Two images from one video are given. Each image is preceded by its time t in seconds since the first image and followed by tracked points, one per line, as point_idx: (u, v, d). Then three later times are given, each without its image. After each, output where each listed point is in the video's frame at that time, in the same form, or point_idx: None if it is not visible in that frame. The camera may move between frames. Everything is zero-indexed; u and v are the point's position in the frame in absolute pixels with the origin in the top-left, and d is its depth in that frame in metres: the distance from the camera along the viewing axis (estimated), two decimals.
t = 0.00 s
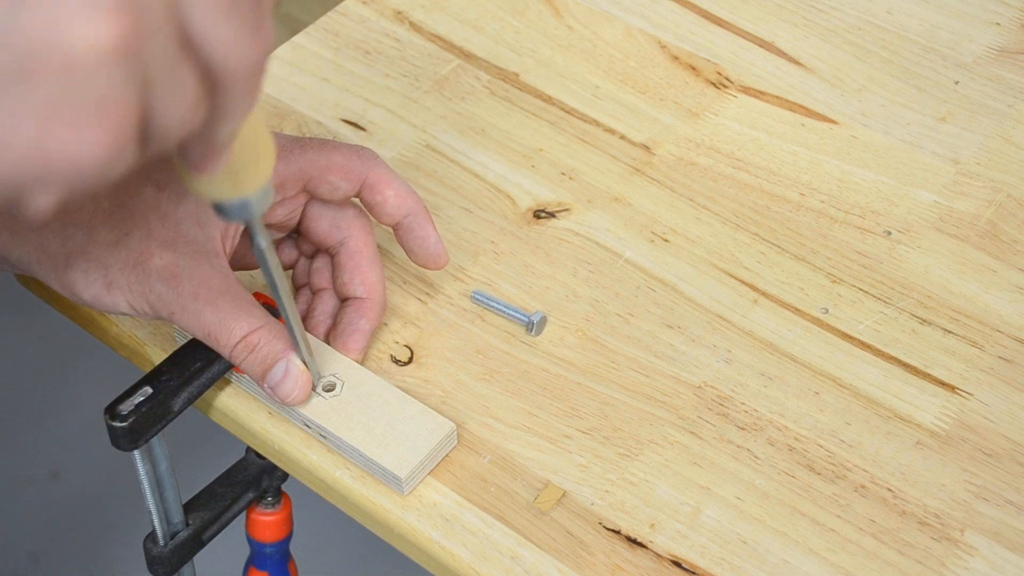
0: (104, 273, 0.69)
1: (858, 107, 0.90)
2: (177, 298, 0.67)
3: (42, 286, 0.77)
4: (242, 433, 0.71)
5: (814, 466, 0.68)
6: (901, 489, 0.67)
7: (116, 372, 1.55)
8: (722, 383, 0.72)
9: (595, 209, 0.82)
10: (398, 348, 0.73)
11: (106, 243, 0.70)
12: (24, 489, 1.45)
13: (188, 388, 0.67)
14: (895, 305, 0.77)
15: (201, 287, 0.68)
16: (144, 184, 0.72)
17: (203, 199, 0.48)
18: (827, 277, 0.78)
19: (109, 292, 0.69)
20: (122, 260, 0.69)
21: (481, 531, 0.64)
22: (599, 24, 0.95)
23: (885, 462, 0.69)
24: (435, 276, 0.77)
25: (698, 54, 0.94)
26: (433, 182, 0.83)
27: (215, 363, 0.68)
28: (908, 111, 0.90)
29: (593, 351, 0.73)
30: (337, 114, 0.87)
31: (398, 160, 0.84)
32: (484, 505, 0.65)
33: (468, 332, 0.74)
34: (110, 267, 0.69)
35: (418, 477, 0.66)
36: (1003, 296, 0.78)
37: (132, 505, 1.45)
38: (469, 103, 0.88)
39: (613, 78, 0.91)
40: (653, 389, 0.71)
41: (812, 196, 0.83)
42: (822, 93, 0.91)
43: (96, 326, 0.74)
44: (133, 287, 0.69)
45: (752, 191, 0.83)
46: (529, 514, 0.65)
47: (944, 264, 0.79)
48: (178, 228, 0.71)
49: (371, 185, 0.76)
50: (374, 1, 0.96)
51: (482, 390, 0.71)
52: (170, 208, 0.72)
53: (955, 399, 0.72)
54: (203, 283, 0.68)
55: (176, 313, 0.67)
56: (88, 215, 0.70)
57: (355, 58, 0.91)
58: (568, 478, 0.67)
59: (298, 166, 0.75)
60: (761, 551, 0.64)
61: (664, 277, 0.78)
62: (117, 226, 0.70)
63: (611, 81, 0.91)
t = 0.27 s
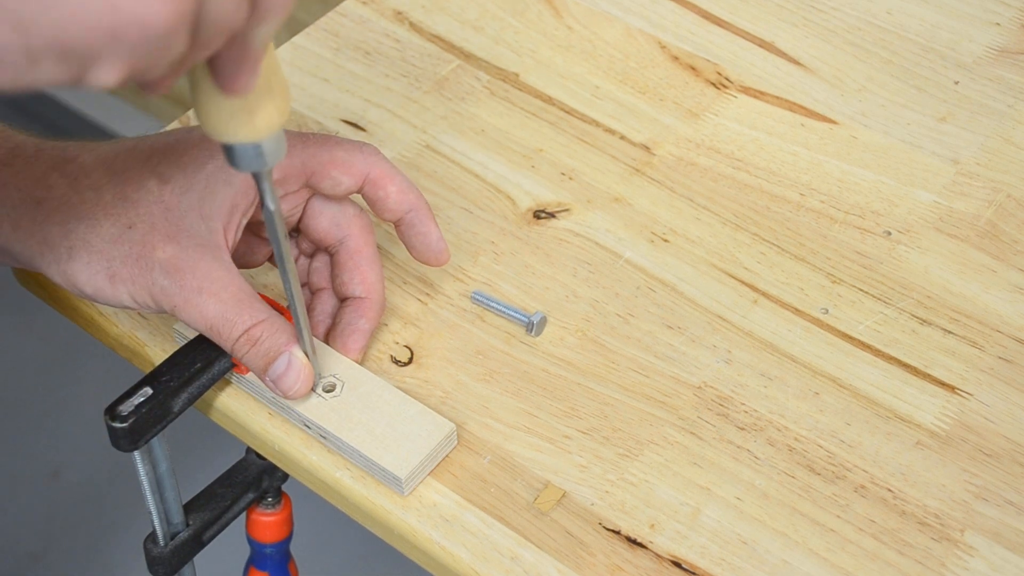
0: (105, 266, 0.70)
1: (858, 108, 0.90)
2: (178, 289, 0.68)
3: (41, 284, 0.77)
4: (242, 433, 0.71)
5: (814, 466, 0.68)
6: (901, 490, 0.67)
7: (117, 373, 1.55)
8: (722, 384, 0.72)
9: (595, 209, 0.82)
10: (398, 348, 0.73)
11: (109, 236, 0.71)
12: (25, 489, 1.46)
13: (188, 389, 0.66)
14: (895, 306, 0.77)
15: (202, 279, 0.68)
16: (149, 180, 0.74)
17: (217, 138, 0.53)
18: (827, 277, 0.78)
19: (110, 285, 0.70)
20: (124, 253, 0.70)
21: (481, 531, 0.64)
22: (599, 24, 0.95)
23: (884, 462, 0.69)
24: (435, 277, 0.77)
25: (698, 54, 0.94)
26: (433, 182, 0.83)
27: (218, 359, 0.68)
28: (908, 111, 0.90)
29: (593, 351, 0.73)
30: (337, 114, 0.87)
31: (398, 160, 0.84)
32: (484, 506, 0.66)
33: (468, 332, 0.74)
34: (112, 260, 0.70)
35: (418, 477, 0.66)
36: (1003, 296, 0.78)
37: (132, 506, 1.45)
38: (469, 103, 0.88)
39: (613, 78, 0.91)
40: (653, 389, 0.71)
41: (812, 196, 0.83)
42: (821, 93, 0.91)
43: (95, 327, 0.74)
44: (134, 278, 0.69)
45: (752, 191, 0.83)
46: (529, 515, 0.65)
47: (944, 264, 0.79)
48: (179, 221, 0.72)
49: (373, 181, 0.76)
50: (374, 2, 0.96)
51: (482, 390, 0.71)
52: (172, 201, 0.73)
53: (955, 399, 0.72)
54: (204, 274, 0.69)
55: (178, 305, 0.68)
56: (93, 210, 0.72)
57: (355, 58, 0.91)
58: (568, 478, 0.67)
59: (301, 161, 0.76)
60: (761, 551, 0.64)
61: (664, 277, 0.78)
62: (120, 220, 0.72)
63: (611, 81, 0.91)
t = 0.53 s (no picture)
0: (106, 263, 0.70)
1: (858, 108, 0.90)
2: (179, 287, 0.68)
3: (41, 284, 0.77)
4: (242, 433, 0.71)
5: (814, 466, 0.68)
6: (901, 489, 0.67)
7: (117, 373, 1.55)
8: (722, 383, 0.72)
9: (595, 209, 0.82)
10: (398, 348, 0.73)
11: (110, 233, 0.71)
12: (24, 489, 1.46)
13: (187, 389, 0.66)
14: (895, 306, 0.77)
15: (203, 276, 0.68)
16: (150, 177, 0.74)
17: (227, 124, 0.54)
18: (826, 277, 0.78)
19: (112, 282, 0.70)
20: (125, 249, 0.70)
21: (481, 531, 0.64)
22: (599, 24, 0.96)
23: (885, 462, 0.69)
24: (435, 277, 0.77)
25: (698, 54, 0.94)
26: (433, 182, 0.83)
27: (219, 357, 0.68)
28: (908, 111, 0.90)
29: (593, 351, 0.73)
30: (337, 114, 0.87)
31: (398, 160, 0.84)
32: (484, 506, 0.66)
33: (468, 332, 0.74)
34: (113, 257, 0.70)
35: (418, 477, 0.66)
36: (1003, 296, 0.78)
37: (132, 506, 1.45)
38: (469, 103, 0.88)
39: (613, 78, 0.91)
40: (653, 389, 0.71)
41: (812, 196, 0.83)
42: (821, 93, 0.91)
43: (95, 327, 0.74)
44: (135, 276, 0.69)
45: (752, 191, 0.83)
46: (529, 515, 0.65)
47: (944, 264, 0.79)
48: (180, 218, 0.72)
49: (375, 179, 0.76)
50: (374, 2, 0.96)
51: (482, 390, 0.71)
52: (174, 198, 0.73)
53: (955, 399, 0.72)
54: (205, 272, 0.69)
55: (179, 302, 0.68)
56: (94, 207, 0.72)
57: (355, 58, 0.91)
58: (568, 478, 0.67)
59: (304, 159, 0.76)
60: (761, 551, 0.64)
61: (664, 277, 0.78)
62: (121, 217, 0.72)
63: (611, 81, 0.91)
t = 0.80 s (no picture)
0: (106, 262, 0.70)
1: (858, 108, 0.90)
2: (179, 286, 0.68)
3: (41, 284, 0.77)
4: (242, 433, 0.71)
5: (814, 465, 0.68)
6: (901, 489, 0.67)
7: (117, 373, 1.55)
8: (722, 383, 0.72)
9: (595, 209, 0.82)
10: (398, 348, 0.73)
11: (111, 232, 0.71)
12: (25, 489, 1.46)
13: (187, 389, 0.66)
14: (895, 305, 0.77)
15: (203, 276, 0.69)
16: (150, 176, 0.74)
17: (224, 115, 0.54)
18: (826, 277, 0.78)
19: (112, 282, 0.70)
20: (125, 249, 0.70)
21: (481, 531, 0.64)
22: (599, 24, 0.96)
23: (884, 461, 0.69)
24: (435, 277, 0.77)
25: (698, 54, 0.94)
26: (433, 182, 0.83)
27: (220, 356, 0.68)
28: (908, 111, 0.90)
29: (593, 351, 0.73)
30: (337, 114, 0.87)
31: (398, 160, 0.84)
32: (484, 505, 0.65)
33: (468, 332, 0.74)
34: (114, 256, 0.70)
35: (418, 477, 0.66)
36: (1003, 296, 0.78)
37: (132, 506, 1.45)
38: (469, 103, 0.88)
39: (613, 78, 0.91)
40: (653, 389, 0.71)
41: (812, 196, 0.83)
42: (821, 93, 0.91)
43: (95, 327, 0.74)
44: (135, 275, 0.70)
45: (752, 191, 0.83)
46: (529, 514, 0.65)
47: (944, 264, 0.79)
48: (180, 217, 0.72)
49: (374, 180, 0.76)
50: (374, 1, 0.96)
51: (482, 390, 0.71)
52: (173, 198, 0.73)
53: (955, 399, 0.72)
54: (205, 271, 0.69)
55: (179, 301, 0.68)
56: (95, 206, 0.72)
57: (355, 58, 0.91)
58: (568, 478, 0.67)
59: (303, 159, 0.76)
60: (761, 551, 0.64)
61: (664, 277, 0.78)
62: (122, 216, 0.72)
63: (611, 81, 0.91)
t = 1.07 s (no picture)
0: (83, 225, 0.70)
1: (858, 108, 0.90)
2: (131, 237, 0.68)
3: (39, 282, 0.76)
4: (242, 432, 0.71)
5: (814, 465, 0.68)
6: (901, 489, 0.67)
7: (116, 373, 1.55)
8: (722, 383, 0.72)
9: (595, 209, 0.82)
10: (398, 347, 0.73)
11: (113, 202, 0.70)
12: (25, 489, 1.46)
13: (187, 387, 0.66)
14: (895, 305, 0.77)
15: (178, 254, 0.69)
16: (109, 130, 0.75)
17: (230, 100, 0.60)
18: (826, 277, 0.78)
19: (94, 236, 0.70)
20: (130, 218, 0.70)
21: (480, 530, 0.64)
22: (599, 23, 0.95)
23: (884, 461, 0.69)
24: (435, 276, 0.77)
25: (698, 54, 0.93)
26: (433, 181, 0.83)
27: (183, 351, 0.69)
28: (908, 111, 0.90)
29: (593, 350, 0.73)
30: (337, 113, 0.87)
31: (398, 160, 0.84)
32: (484, 505, 0.65)
33: (468, 331, 0.74)
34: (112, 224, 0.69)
35: (418, 476, 0.66)
36: (1003, 296, 0.78)
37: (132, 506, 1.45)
38: (469, 103, 0.88)
39: (613, 78, 0.91)
40: (653, 389, 0.71)
41: (812, 196, 0.83)
42: (821, 93, 0.91)
43: (95, 326, 0.74)
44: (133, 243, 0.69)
45: (752, 191, 0.83)
46: (529, 514, 0.65)
47: (944, 264, 0.79)
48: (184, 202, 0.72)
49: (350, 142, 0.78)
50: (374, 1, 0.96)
51: (482, 389, 0.71)
52: (128, 153, 0.73)
53: (955, 399, 0.72)
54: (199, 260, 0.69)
55: (128, 254, 0.68)
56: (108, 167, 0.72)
57: (355, 57, 0.91)
58: (568, 477, 0.67)
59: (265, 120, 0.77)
60: (761, 551, 0.64)
61: (664, 277, 0.78)
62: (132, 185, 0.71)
63: (611, 81, 0.91)
